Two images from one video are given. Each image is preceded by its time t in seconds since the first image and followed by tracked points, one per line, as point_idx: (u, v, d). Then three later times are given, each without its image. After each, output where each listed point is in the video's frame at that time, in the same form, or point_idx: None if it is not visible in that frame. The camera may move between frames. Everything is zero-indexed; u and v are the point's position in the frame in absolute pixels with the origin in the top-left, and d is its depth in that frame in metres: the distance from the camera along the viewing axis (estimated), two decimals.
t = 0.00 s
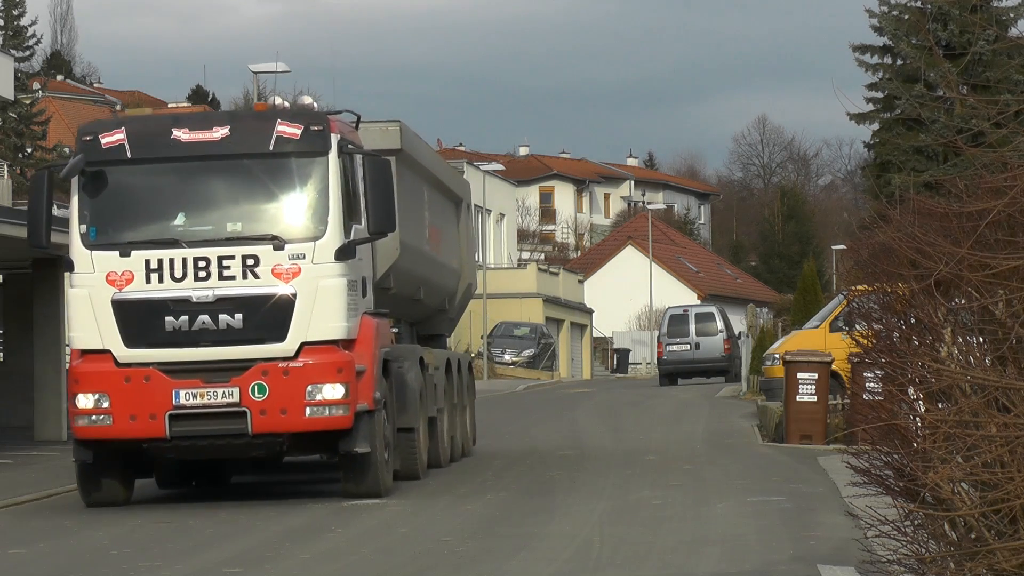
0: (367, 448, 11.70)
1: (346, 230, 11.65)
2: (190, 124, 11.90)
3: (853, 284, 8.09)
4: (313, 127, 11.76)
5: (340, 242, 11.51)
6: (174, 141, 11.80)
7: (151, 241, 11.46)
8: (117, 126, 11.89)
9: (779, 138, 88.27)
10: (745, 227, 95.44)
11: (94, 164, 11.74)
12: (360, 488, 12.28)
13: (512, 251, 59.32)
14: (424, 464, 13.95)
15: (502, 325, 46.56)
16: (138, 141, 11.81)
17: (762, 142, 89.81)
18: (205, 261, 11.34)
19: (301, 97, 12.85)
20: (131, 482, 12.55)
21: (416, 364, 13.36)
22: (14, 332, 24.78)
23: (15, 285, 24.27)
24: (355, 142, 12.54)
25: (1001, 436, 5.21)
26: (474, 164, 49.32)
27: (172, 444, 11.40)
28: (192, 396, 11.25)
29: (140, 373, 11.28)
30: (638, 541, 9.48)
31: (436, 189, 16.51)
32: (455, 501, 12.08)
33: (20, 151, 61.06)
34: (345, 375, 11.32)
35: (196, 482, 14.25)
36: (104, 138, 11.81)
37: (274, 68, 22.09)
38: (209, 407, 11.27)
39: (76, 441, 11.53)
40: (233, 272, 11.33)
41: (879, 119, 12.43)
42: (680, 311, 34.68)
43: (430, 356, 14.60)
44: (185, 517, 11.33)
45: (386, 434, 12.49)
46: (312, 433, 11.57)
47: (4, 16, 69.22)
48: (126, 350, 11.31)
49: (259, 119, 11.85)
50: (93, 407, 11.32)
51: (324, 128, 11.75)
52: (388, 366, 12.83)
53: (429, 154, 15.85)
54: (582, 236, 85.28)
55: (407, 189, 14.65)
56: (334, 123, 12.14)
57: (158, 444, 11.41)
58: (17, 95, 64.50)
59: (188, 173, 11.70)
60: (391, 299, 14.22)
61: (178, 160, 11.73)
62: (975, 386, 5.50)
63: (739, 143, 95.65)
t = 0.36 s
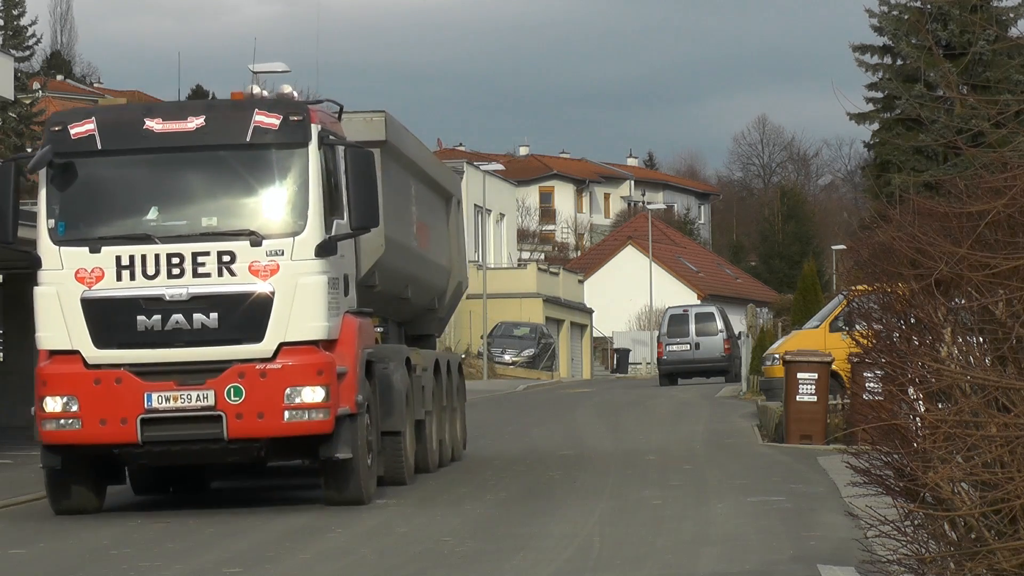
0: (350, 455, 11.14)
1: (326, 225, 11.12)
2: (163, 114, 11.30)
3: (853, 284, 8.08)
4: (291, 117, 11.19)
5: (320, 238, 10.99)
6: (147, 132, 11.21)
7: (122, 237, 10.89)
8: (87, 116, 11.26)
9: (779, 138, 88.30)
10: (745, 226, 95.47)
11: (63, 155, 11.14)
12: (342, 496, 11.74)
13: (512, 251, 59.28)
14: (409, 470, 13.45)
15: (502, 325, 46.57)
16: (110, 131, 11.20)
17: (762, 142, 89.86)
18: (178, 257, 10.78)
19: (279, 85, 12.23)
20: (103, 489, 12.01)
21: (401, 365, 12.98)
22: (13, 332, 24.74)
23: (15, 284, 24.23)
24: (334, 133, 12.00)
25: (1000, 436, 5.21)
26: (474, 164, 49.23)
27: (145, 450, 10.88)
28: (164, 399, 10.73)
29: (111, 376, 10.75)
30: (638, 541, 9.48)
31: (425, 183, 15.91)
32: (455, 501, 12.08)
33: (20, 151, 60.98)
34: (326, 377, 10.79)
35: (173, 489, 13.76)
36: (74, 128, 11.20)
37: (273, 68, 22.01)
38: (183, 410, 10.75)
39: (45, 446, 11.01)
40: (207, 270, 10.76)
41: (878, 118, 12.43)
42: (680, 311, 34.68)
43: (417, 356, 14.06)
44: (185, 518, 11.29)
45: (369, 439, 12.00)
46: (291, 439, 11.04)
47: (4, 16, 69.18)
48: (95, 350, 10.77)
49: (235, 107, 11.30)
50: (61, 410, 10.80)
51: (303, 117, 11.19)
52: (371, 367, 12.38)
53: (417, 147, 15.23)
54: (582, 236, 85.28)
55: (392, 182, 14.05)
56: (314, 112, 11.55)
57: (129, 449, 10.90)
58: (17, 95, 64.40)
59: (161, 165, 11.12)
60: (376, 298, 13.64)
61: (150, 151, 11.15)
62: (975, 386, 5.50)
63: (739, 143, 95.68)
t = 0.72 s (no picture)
0: (328, 460, 10.72)
1: (305, 220, 10.72)
2: (133, 104, 10.93)
3: (853, 284, 8.09)
4: (268, 106, 10.80)
5: (298, 233, 10.59)
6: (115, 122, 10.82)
7: (90, 232, 10.48)
8: (53, 106, 10.87)
9: (779, 138, 88.36)
10: (745, 226, 95.53)
11: (28, 147, 10.73)
12: (320, 505, 11.25)
13: (512, 251, 59.27)
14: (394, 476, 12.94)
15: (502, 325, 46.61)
16: (77, 123, 10.79)
17: (762, 142, 89.93)
18: (148, 254, 10.37)
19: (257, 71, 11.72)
20: (73, 495, 11.60)
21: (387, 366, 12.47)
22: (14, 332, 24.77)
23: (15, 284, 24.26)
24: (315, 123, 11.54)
25: (1001, 436, 5.21)
26: (474, 164, 49.19)
27: (113, 455, 10.44)
28: (133, 402, 10.28)
29: (78, 378, 10.31)
30: (637, 541, 9.49)
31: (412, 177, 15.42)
32: (454, 501, 12.09)
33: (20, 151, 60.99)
34: (305, 380, 10.38)
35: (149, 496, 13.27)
36: (39, 118, 10.79)
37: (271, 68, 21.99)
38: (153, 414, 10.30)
39: (8, 452, 10.54)
40: (179, 266, 10.36)
41: (878, 118, 12.42)
42: (680, 311, 34.70)
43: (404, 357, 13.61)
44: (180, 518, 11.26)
45: (350, 444, 11.51)
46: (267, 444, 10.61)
47: (5, 16, 69.25)
48: (62, 351, 10.34)
49: (209, 96, 10.90)
50: (26, 414, 10.34)
51: (279, 106, 10.80)
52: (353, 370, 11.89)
53: (403, 140, 14.71)
54: (582, 237, 85.32)
55: (377, 176, 13.55)
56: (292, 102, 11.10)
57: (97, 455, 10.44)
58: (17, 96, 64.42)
59: (131, 158, 10.71)
60: (360, 297, 13.17)
61: (119, 143, 10.74)
62: (975, 386, 5.50)
63: (739, 143, 95.71)
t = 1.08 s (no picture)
0: (305, 466, 10.17)
1: (282, 213, 10.11)
2: (101, 91, 10.27)
3: (853, 284, 8.08)
4: (243, 94, 10.17)
5: (274, 227, 9.95)
6: (82, 110, 10.16)
7: (54, 226, 9.84)
8: (16, 93, 10.21)
9: (779, 138, 88.43)
10: (745, 225, 95.63)
11: None
12: (298, 512, 10.71)
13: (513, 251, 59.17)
14: (377, 481, 12.41)
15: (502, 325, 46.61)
16: (43, 110, 10.14)
17: (762, 142, 90.00)
18: (116, 248, 9.74)
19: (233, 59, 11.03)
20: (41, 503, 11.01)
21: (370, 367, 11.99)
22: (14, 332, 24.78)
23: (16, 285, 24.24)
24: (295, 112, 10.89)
25: (1001, 436, 5.20)
26: (475, 164, 49.09)
27: (79, 461, 9.83)
28: (101, 405, 9.68)
29: (42, 379, 9.69)
30: (637, 541, 9.49)
31: (398, 169, 14.81)
32: (455, 501, 12.09)
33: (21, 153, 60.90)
34: (280, 382, 9.78)
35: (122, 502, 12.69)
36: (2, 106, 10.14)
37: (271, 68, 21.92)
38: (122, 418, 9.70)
39: None
40: (149, 262, 9.73)
41: (879, 119, 12.40)
42: (680, 311, 34.70)
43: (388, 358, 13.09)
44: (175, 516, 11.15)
45: (329, 449, 10.95)
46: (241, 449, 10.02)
47: (5, 17, 69.17)
48: (26, 351, 9.71)
49: (180, 83, 10.28)
50: None
51: (255, 94, 10.17)
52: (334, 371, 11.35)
53: (388, 131, 14.06)
54: (582, 237, 85.31)
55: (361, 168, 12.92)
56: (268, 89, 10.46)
57: (63, 461, 9.84)
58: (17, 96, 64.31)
59: (99, 147, 10.09)
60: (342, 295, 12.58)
61: (87, 132, 10.11)
62: (975, 386, 5.49)
63: (739, 143, 95.72)
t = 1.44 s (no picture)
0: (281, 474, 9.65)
1: (255, 208, 9.58)
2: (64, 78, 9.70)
3: (853, 284, 8.08)
4: (215, 80, 9.63)
5: (247, 221, 9.44)
6: (43, 97, 9.60)
7: (15, 220, 9.31)
8: None
9: (779, 138, 88.48)
10: (745, 225, 95.71)
11: None
12: (273, 523, 10.12)
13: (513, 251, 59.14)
14: (360, 488, 11.83)
15: (502, 325, 46.62)
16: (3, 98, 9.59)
17: (762, 142, 90.03)
18: (81, 244, 9.21)
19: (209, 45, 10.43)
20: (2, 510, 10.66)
21: (353, 369, 11.43)
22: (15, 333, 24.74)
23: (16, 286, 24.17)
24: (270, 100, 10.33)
25: (1001, 436, 5.20)
26: (475, 164, 49.02)
27: (40, 469, 9.28)
28: (63, 410, 9.14)
29: (2, 382, 9.16)
30: (637, 541, 9.48)
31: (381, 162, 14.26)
32: (455, 501, 12.09)
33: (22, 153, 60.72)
34: (254, 385, 9.24)
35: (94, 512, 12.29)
36: None
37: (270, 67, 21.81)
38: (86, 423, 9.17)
39: None
40: (114, 258, 9.20)
41: (879, 119, 12.38)
42: (680, 311, 34.68)
43: (373, 358, 12.54)
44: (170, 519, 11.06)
45: (307, 456, 10.36)
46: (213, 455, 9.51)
47: (4, 17, 68.97)
48: None
49: (148, 69, 9.72)
50: None
51: (227, 80, 9.62)
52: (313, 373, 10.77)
53: (371, 120, 13.51)
54: (582, 237, 85.33)
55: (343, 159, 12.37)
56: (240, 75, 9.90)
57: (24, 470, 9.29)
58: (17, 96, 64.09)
59: (64, 136, 9.53)
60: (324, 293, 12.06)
61: (50, 120, 9.56)
62: (975, 386, 5.49)
63: (739, 142, 95.70)
